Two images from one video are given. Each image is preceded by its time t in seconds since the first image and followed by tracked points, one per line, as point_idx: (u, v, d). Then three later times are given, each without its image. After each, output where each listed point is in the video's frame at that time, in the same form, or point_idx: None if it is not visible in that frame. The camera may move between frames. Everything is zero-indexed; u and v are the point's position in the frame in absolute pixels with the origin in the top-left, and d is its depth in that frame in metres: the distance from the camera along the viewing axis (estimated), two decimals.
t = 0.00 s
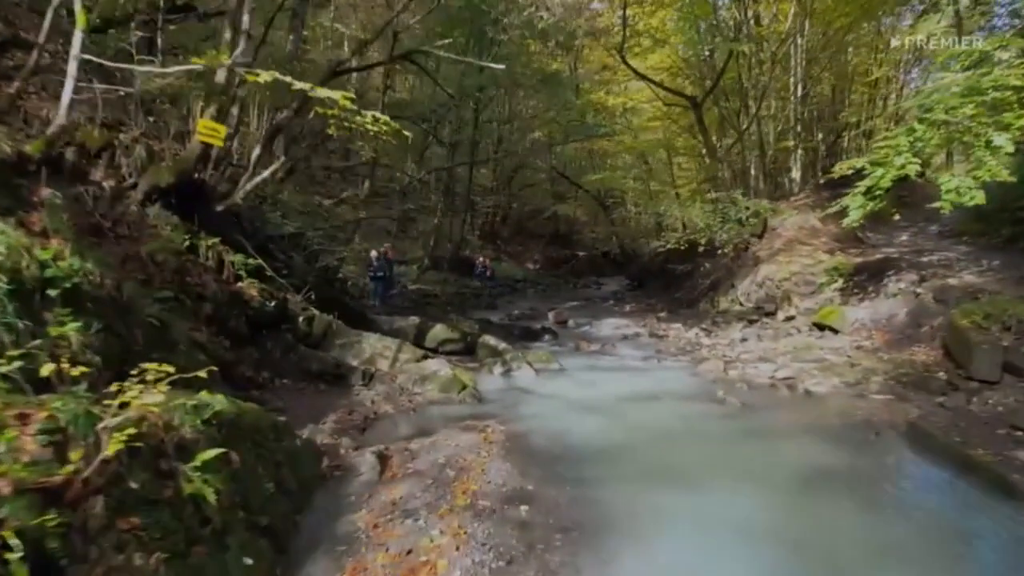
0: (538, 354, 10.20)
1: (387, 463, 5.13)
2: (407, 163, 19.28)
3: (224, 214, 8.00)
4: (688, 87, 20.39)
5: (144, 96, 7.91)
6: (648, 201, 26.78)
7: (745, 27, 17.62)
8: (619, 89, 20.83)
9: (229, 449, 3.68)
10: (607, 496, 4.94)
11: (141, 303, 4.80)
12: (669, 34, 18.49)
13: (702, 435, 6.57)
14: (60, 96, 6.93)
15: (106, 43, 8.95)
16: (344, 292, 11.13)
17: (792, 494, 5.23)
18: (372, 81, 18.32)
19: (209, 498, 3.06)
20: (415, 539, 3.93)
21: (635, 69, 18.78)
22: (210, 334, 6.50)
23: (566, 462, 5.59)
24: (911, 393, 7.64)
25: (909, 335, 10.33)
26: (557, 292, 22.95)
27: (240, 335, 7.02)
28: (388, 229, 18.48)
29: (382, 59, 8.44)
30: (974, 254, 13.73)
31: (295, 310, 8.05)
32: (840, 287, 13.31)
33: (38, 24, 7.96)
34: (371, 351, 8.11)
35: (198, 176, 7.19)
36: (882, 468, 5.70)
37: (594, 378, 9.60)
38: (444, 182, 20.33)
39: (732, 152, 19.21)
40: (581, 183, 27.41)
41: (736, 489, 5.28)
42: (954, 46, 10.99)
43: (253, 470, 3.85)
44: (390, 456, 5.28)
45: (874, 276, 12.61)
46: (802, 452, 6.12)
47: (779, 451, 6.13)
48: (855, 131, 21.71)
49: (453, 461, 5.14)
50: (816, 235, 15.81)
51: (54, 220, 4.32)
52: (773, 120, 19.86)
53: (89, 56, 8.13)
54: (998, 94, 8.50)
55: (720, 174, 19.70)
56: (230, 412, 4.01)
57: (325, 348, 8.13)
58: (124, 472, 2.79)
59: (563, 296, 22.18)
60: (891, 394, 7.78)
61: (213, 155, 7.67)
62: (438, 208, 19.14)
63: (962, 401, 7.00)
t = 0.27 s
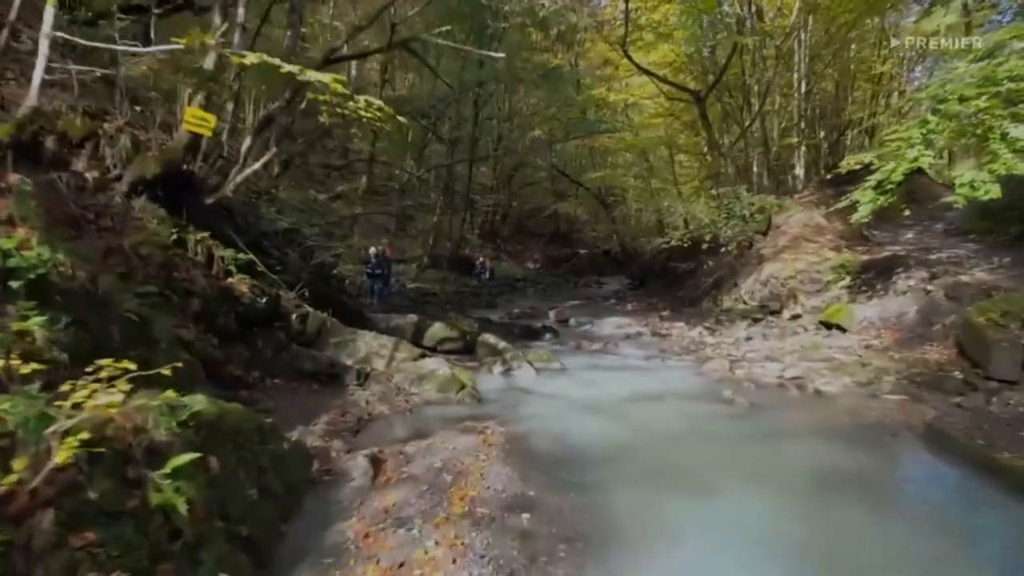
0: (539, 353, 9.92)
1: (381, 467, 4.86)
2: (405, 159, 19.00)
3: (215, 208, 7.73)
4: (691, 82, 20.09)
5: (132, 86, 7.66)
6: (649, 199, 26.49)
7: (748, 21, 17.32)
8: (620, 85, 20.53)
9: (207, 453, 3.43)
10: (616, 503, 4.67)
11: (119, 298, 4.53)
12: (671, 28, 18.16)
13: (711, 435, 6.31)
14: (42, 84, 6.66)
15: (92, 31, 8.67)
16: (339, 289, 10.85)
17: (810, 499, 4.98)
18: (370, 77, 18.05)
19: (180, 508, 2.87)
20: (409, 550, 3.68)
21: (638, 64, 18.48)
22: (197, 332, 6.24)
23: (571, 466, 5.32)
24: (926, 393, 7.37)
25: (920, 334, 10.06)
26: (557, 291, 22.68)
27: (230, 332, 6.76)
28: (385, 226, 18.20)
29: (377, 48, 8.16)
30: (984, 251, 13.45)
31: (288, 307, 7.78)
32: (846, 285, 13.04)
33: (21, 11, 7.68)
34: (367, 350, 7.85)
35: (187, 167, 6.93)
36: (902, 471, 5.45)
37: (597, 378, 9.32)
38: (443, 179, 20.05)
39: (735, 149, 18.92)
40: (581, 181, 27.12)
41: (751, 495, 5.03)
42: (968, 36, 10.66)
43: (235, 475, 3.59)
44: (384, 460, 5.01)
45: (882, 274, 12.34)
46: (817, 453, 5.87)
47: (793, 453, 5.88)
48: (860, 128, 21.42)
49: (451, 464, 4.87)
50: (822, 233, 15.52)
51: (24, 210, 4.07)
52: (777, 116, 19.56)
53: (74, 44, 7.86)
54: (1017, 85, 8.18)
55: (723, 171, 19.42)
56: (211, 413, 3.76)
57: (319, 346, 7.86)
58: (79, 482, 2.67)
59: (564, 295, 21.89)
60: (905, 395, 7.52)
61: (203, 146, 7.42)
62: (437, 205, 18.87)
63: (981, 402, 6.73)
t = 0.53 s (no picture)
0: (540, 354, 9.65)
1: (373, 476, 4.59)
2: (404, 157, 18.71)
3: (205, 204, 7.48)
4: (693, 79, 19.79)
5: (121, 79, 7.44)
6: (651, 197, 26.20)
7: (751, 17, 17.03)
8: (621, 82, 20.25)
9: (183, 464, 3.19)
10: (625, 519, 4.39)
11: (95, 296, 4.27)
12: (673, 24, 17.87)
13: (722, 443, 6.04)
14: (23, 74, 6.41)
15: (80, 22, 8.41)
16: (335, 288, 10.59)
17: (830, 511, 4.71)
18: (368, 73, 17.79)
19: (145, 530, 2.67)
20: (402, 570, 3.42)
21: (641, 60, 18.21)
22: (184, 332, 5.98)
23: (576, 476, 5.05)
24: (943, 396, 7.10)
25: (931, 334, 9.79)
26: (558, 291, 22.39)
27: (220, 332, 6.48)
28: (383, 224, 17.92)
29: (373, 38, 7.88)
30: (994, 250, 13.16)
31: (280, 306, 7.52)
32: (853, 284, 12.77)
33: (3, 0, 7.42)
34: (362, 351, 7.58)
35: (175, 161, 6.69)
36: (924, 480, 5.19)
37: (600, 379, 9.05)
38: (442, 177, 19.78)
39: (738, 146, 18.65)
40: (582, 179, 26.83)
41: (767, 507, 4.76)
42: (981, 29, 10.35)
43: (214, 487, 3.34)
44: (377, 467, 4.75)
45: (890, 273, 12.07)
46: (831, 460, 5.63)
47: (809, 461, 5.61)
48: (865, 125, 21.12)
49: (447, 473, 4.60)
50: (827, 231, 15.24)
51: None
52: (780, 113, 19.28)
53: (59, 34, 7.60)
54: None
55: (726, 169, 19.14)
56: (191, 419, 3.51)
57: (312, 347, 7.59)
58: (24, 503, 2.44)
59: (565, 294, 21.63)
60: (919, 397, 7.26)
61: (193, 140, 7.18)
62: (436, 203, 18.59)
63: (1001, 407, 6.45)
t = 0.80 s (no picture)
0: (541, 355, 9.42)
1: (367, 486, 4.37)
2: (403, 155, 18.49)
3: (196, 203, 7.27)
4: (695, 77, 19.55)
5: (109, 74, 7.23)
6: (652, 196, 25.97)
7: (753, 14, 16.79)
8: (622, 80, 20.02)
9: (159, 478, 2.98)
10: (633, 533, 4.20)
11: (72, 299, 4.07)
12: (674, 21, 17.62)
13: (731, 449, 5.85)
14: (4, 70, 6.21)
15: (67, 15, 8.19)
16: (331, 289, 10.36)
17: (847, 524, 4.52)
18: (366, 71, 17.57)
19: (110, 554, 2.45)
20: None
21: (643, 57, 18.00)
22: (172, 334, 5.76)
23: (581, 485, 4.85)
24: (957, 401, 6.87)
25: (942, 336, 9.57)
26: (559, 291, 22.16)
27: (210, 334, 6.27)
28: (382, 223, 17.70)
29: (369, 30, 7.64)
30: (1003, 249, 12.92)
31: (273, 307, 7.30)
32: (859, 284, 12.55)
33: None
34: (357, 353, 7.36)
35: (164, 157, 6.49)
36: (942, 492, 5.00)
37: (602, 382, 8.83)
38: (441, 176, 19.56)
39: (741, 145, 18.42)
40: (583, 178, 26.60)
41: (782, 520, 4.56)
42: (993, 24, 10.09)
43: (194, 502, 3.12)
44: (371, 477, 4.54)
45: (898, 273, 11.84)
46: (842, 468, 5.46)
47: (822, 470, 5.42)
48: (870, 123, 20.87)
49: (445, 484, 4.39)
50: (832, 231, 15.01)
51: None
52: (784, 111, 19.03)
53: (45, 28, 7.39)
54: None
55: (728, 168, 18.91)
56: (170, 429, 3.30)
57: (307, 349, 7.37)
58: None
59: (565, 294, 21.41)
60: (933, 401, 7.05)
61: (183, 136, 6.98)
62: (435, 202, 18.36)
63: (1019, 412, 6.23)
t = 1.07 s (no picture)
0: (541, 358, 9.17)
1: (359, 500, 4.13)
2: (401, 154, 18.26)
3: (185, 200, 7.03)
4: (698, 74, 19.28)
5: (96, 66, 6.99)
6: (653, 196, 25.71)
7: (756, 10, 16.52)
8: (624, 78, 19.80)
9: (127, 499, 2.73)
10: (643, 548, 3.97)
11: (40, 300, 3.80)
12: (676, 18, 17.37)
13: (742, 457, 5.62)
14: None
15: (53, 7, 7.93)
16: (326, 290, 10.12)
17: (866, 542, 4.30)
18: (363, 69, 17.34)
19: None
20: None
21: (645, 54, 17.76)
22: (157, 337, 5.52)
23: (585, 494, 4.64)
24: (975, 408, 6.60)
25: (953, 338, 9.31)
26: (559, 291, 21.91)
27: (198, 337, 6.03)
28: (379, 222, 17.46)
29: (364, 21, 7.38)
30: (1013, 249, 12.67)
31: (264, 308, 7.05)
32: (866, 284, 12.29)
33: None
34: (352, 356, 7.12)
35: (151, 153, 6.26)
36: (964, 509, 4.78)
37: (604, 385, 8.59)
38: (440, 175, 19.32)
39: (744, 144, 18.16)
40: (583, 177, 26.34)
41: (795, 535, 4.35)
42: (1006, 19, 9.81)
43: (167, 524, 2.88)
44: (364, 489, 4.30)
45: (906, 273, 11.59)
46: (854, 479, 5.27)
47: (838, 482, 5.20)
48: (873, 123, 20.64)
49: (441, 498, 4.15)
50: (837, 230, 14.76)
51: None
52: (788, 109, 18.76)
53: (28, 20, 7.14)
54: None
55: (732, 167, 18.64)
56: (143, 444, 3.07)
57: (300, 352, 7.13)
58: None
59: (566, 295, 21.16)
60: (948, 407, 6.80)
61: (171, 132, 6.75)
62: (434, 202, 18.13)
63: None
